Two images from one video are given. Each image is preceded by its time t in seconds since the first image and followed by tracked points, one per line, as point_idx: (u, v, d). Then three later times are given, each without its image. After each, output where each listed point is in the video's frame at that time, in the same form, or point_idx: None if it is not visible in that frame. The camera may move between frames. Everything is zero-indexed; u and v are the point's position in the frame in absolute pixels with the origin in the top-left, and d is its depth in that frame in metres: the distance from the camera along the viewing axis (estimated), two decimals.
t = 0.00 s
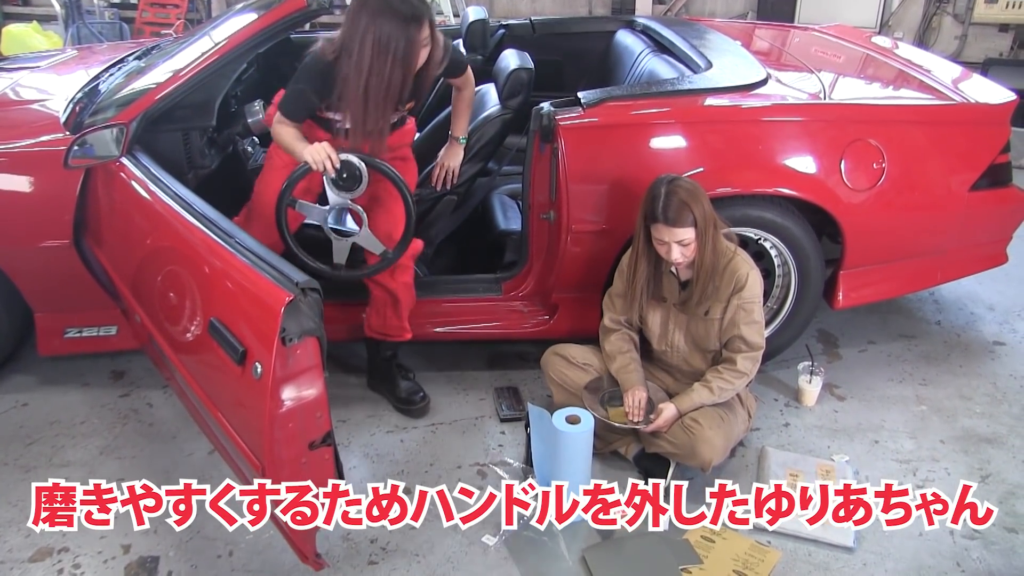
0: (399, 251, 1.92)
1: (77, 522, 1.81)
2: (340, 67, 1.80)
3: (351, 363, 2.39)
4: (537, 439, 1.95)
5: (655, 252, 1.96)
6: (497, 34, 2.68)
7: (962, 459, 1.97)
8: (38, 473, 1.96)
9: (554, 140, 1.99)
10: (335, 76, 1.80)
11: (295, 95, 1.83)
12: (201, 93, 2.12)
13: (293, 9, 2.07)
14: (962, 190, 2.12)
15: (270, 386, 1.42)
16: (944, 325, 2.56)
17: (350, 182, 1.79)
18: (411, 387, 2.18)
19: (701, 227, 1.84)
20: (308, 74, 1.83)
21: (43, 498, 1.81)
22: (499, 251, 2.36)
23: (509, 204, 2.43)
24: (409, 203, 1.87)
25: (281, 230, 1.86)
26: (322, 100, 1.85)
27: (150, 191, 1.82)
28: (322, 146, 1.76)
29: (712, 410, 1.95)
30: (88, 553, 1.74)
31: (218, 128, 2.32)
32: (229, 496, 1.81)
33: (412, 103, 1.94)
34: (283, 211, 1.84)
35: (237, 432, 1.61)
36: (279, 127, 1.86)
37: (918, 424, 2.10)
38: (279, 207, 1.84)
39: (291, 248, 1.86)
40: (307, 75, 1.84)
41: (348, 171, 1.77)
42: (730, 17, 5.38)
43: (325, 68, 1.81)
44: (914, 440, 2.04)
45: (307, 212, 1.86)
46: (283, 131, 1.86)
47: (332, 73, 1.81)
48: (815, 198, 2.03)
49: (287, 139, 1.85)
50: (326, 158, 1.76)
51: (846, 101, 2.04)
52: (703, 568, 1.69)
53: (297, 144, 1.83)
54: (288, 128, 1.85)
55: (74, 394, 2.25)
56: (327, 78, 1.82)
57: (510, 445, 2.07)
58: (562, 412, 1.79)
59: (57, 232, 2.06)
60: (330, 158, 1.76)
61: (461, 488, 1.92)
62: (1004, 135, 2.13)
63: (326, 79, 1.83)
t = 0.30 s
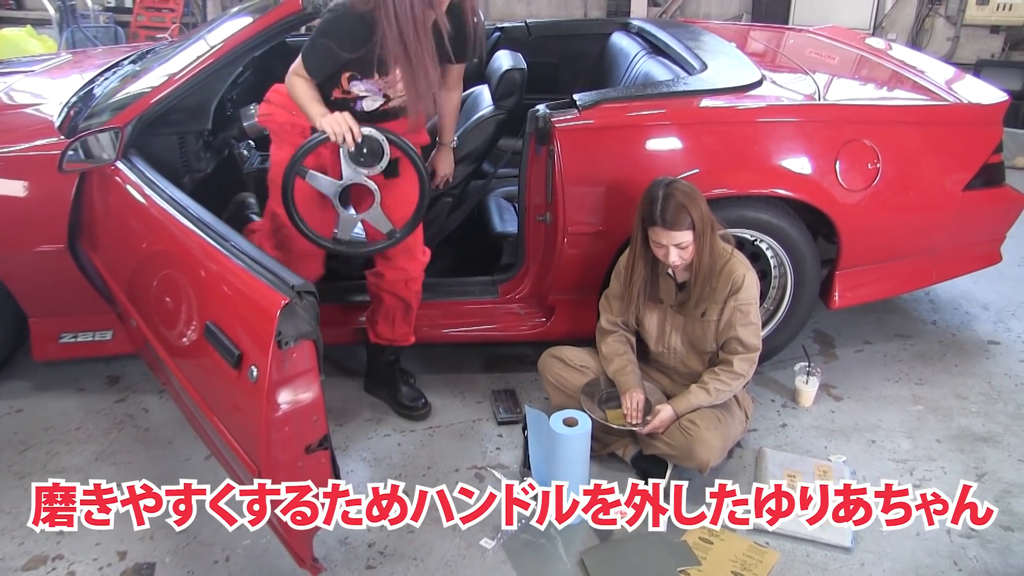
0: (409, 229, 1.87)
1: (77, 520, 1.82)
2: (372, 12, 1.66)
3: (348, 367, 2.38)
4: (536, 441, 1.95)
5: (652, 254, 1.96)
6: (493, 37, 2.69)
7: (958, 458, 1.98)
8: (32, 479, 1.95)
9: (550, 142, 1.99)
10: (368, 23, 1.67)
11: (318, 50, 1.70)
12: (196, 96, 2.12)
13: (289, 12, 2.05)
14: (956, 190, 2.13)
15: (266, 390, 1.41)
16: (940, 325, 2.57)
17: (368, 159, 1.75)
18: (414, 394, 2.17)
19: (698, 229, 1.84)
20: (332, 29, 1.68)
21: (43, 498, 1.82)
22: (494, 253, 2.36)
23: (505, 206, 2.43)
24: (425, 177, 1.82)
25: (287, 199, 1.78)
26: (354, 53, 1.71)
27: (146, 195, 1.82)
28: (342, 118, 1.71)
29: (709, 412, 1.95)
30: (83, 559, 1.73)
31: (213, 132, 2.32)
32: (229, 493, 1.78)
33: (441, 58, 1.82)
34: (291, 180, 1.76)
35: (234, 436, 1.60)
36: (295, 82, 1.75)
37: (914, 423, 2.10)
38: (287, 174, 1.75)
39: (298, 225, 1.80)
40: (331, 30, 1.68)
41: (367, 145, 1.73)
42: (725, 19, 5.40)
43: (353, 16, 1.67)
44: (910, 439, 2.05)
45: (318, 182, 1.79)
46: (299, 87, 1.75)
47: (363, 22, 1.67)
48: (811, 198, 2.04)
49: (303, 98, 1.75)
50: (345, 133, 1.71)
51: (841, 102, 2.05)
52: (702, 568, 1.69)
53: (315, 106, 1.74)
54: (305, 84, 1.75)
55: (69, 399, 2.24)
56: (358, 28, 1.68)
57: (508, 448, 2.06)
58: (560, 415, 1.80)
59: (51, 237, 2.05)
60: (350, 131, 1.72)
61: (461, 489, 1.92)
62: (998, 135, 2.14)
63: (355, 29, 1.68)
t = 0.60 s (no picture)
0: (427, 194, 1.72)
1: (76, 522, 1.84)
2: None
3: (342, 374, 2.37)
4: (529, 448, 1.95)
5: (645, 261, 1.96)
6: (485, 43, 2.69)
7: (952, 462, 1.98)
8: (24, 489, 1.94)
9: (542, 149, 1.99)
10: None
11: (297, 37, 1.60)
12: (188, 104, 2.10)
13: (280, 19, 2.10)
14: (948, 194, 2.14)
15: (260, 398, 1.41)
16: (932, 329, 2.57)
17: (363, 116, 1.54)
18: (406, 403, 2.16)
19: (692, 235, 1.85)
20: None
21: (43, 497, 1.84)
22: (487, 260, 2.36)
23: (498, 213, 2.42)
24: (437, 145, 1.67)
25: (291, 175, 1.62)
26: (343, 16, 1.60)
27: (138, 203, 1.81)
28: (335, 77, 1.52)
29: (703, 417, 1.95)
30: (75, 569, 1.72)
31: (207, 139, 2.30)
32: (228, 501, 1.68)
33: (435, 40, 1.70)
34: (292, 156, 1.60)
35: (228, 444, 1.59)
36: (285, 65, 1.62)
37: (907, 428, 2.11)
38: (290, 150, 1.59)
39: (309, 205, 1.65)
40: None
41: (365, 103, 1.53)
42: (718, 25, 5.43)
43: None
44: (904, 444, 2.05)
45: (321, 154, 1.62)
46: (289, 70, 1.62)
47: None
48: (804, 204, 2.04)
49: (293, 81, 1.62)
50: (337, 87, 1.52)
51: (832, 107, 2.06)
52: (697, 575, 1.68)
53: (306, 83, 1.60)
54: (296, 63, 1.61)
55: (62, 408, 2.23)
56: None
57: (502, 455, 2.06)
58: (552, 421, 1.80)
59: (43, 245, 2.04)
60: (345, 89, 1.52)
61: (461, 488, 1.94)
62: (989, 139, 2.15)
63: None
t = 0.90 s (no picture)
0: (441, 196, 1.60)
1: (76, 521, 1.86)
2: None
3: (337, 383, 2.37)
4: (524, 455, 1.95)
5: (641, 270, 1.96)
6: (480, 52, 2.70)
7: (948, 470, 1.98)
8: (19, 498, 1.93)
9: (537, 157, 1.99)
10: None
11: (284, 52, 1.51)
12: (184, 112, 2.12)
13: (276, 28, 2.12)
14: (943, 202, 2.14)
15: (255, 407, 1.41)
16: (928, 337, 2.58)
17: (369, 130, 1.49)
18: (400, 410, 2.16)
19: (689, 244, 1.85)
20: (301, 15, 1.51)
21: (43, 498, 1.84)
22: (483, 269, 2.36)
23: (494, 221, 2.42)
24: (449, 149, 1.56)
25: (303, 201, 1.55)
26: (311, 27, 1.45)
27: (134, 211, 1.81)
28: (334, 92, 1.44)
29: (698, 426, 1.94)
30: None
31: (203, 148, 2.30)
32: (228, 501, 1.62)
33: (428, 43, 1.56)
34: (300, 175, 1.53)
35: (223, 453, 1.59)
36: (276, 85, 1.54)
37: (903, 436, 2.11)
38: (295, 170, 1.52)
39: (326, 223, 1.58)
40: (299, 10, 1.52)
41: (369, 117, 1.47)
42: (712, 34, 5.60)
43: None
44: (900, 452, 2.05)
45: (329, 170, 1.53)
46: (281, 89, 1.54)
47: None
48: (799, 212, 2.05)
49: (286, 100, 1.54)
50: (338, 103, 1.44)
51: (827, 115, 2.06)
52: None
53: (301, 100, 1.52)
54: (286, 81, 1.53)
55: (57, 416, 2.23)
56: None
57: (498, 463, 2.06)
58: (549, 430, 1.79)
59: (39, 253, 2.04)
60: (347, 104, 1.45)
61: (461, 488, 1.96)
62: (983, 148, 2.16)
63: None
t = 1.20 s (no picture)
0: (447, 211, 1.53)
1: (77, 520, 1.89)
2: None
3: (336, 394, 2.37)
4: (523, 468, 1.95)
5: (642, 280, 1.96)
6: (477, 63, 2.71)
7: (948, 482, 1.97)
8: (16, 509, 1.93)
9: (536, 168, 1.99)
10: None
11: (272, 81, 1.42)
12: (183, 123, 2.14)
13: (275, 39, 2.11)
14: (941, 213, 2.14)
15: (253, 418, 1.40)
16: (927, 348, 2.57)
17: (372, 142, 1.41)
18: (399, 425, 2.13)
19: (689, 254, 1.85)
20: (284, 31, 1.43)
21: (43, 498, 1.85)
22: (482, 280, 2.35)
23: (493, 232, 2.41)
24: (455, 162, 1.50)
25: (299, 218, 1.47)
26: (296, 49, 1.37)
27: (133, 222, 1.81)
28: (333, 100, 1.36)
29: (697, 437, 1.94)
30: None
31: (202, 158, 2.30)
32: (228, 501, 1.56)
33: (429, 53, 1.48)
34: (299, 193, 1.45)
35: (221, 464, 1.59)
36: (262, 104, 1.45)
37: (903, 447, 2.10)
38: (292, 185, 1.44)
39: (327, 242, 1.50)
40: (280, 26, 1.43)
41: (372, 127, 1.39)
42: (710, 44, 5.66)
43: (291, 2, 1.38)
44: (899, 464, 2.04)
45: (328, 185, 1.47)
46: (267, 109, 1.45)
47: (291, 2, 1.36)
48: (797, 223, 2.05)
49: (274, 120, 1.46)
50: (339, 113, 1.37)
51: (825, 126, 2.06)
52: None
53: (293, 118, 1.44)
54: (272, 100, 1.44)
55: (56, 426, 2.23)
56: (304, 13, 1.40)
57: (496, 475, 2.05)
58: (547, 441, 1.78)
59: (39, 264, 2.04)
60: (348, 112, 1.37)
61: (461, 489, 1.99)
62: (981, 159, 2.16)
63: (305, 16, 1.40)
